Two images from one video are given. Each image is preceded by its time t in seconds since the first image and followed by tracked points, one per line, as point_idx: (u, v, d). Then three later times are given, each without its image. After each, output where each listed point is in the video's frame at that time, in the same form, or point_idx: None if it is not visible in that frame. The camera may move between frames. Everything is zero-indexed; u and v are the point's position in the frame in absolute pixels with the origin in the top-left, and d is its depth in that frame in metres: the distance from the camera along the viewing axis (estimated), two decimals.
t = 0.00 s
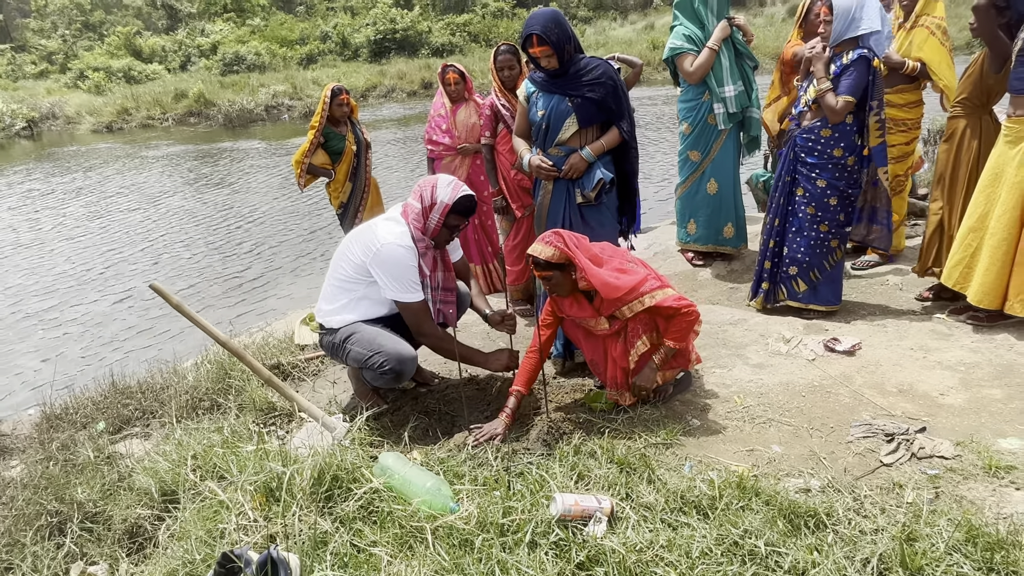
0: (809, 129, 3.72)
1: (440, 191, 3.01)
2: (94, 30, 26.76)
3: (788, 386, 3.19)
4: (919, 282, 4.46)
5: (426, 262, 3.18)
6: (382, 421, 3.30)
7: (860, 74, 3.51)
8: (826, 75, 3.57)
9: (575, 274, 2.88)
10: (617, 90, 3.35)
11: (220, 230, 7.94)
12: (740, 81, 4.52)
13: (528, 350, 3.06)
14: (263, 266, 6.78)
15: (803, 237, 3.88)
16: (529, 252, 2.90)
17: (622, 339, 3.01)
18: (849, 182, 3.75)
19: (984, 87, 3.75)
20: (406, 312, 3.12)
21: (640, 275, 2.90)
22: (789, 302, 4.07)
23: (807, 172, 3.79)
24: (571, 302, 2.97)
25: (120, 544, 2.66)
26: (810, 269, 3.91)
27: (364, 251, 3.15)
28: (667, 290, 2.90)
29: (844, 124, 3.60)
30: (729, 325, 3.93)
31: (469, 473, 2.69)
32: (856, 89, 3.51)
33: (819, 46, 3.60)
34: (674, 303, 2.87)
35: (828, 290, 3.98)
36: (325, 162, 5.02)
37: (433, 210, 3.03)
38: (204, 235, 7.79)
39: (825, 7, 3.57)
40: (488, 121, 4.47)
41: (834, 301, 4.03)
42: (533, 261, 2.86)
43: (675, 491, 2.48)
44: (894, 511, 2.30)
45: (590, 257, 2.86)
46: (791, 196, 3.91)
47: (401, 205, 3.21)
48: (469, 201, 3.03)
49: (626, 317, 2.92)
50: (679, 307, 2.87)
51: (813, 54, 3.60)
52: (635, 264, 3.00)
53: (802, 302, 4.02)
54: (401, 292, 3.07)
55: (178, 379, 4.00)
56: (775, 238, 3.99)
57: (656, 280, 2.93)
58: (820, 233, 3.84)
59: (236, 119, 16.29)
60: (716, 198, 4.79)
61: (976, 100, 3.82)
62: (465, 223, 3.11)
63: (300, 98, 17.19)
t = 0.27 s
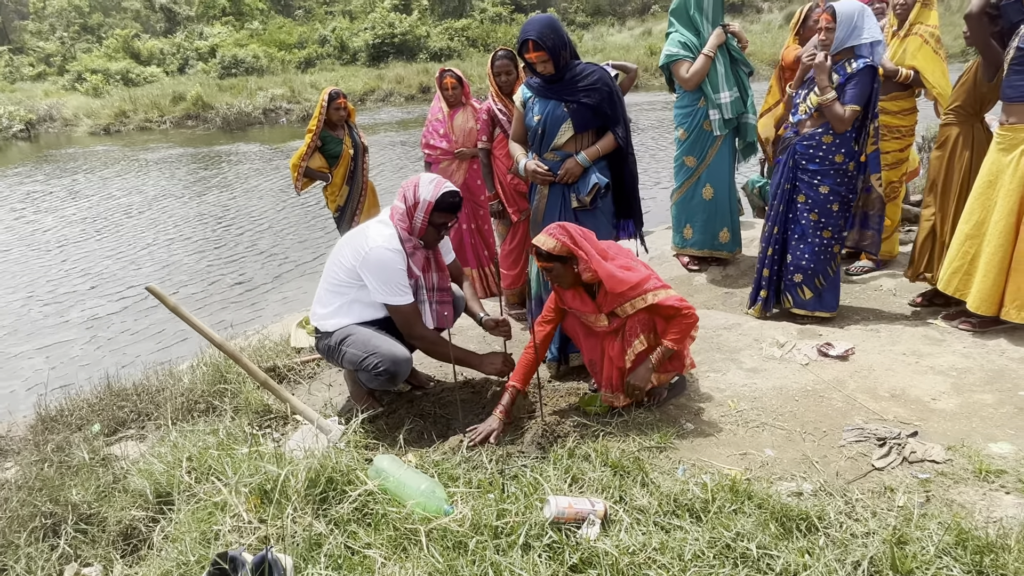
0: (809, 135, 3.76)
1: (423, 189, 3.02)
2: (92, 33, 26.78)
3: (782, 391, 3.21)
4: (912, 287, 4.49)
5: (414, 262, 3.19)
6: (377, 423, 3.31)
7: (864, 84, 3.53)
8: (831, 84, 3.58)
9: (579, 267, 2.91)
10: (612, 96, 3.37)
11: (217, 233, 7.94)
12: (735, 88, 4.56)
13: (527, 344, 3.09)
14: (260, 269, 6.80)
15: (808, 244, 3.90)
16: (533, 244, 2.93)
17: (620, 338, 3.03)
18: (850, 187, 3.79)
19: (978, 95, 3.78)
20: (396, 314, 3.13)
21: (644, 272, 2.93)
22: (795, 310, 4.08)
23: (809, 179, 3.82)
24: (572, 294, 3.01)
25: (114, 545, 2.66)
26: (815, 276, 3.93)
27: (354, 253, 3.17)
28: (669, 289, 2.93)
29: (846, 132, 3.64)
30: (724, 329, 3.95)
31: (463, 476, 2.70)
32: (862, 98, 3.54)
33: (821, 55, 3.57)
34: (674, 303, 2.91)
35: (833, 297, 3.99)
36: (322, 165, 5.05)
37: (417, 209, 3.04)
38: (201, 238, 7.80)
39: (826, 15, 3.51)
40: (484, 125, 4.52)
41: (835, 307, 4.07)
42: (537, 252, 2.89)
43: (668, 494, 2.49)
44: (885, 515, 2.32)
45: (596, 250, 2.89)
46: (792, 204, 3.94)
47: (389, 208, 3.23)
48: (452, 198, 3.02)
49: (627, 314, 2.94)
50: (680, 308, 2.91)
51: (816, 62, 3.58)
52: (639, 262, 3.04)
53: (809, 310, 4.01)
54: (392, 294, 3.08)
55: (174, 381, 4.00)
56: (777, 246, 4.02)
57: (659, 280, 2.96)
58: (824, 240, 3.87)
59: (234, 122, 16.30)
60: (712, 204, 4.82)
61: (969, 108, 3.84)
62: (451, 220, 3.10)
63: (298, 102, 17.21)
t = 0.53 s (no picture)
0: (814, 141, 3.78)
1: (419, 197, 3.08)
2: (92, 34, 26.81)
3: (777, 395, 3.22)
4: (908, 292, 4.51)
5: (408, 268, 3.19)
6: (374, 425, 3.31)
7: (871, 91, 3.56)
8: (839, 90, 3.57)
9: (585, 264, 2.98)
10: (610, 101, 3.40)
11: (215, 235, 7.95)
12: (732, 93, 4.58)
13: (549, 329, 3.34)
14: (257, 271, 6.80)
15: (815, 249, 3.92)
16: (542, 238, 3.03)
17: (619, 337, 3.08)
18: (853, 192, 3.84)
19: (971, 102, 3.80)
20: (388, 320, 3.13)
21: (650, 275, 2.97)
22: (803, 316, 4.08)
23: (815, 184, 3.82)
24: (577, 288, 3.09)
25: (110, 546, 2.67)
26: (824, 281, 3.95)
27: (350, 258, 3.19)
28: (673, 294, 2.95)
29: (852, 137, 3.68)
30: (720, 333, 3.97)
31: (459, 478, 2.71)
32: (870, 104, 3.58)
33: (828, 63, 3.55)
34: (676, 308, 2.91)
35: (840, 301, 4.01)
36: (320, 168, 5.07)
37: (413, 215, 3.09)
38: (199, 240, 7.81)
39: (831, 22, 3.54)
40: (482, 129, 4.53)
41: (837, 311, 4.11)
42: (544, 246, 2.97)
43: (663, 497, 2.50)
44: (879, 518, 2.33)
45: (602, 247, 2.96)
46: (799, 210, 3.93)
47: (385, 215, 3.26)
48: (447, 206, 3.08)
49: (629, 313, 2.98)
50: (681, 313, 2.92)
51: (824, 70, 3.54)
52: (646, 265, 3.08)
53: (817, 315, 4.03)
54: (386, 299, 3.09)
55: (171, 383, 4.00)
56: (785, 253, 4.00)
57: (664, 284, 2.99)
58: (831, 245, 3.90)
59: (233, 124, 16.32)
60: (711, 208, 4.84)
61: (962, 114, 3.87)
62: (446, 228, 3.15)
63: (297, 105, 17.23)
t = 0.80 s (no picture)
0: (820, 147, 3.77)
1: (423, 204, 3.04)
2: (94, 35, 26.86)
3: (777, 399, 3.22)
4: (908, 297, 4.51)
5: (413, 275, 3.18)
6: (373, 428, 3.31)
7: (877, 96, 3.58)
8: (846, 95, 3.57)
9: (595, 261, 3.01)
10: (612, 105, 3.40)
11: (215, 236, 7.95)
12: (733, 98, 4.59)
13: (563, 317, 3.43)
14: (258, 273, 6.80)
15: (820, 254, 3.91)
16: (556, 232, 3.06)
17: (619, 337, 3.11)
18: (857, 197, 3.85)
19: (970, 108, 3.81)
20: (397, 326, 3.11)
21: (657, 278, 2.99)
22: (807, 322, 4.08)
23: (821, 190, 3.82)
24: (585, 286, 3.10)
25: (108, 547, 2.66)
26: (828, 286, 3.95)
27: (356, 262, 3.20)
28: (677, 301, 2.97)
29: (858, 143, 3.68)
30: (720, 337, 3.97)
31: (459, 481, 2.71)
32: (876, 109, 3.60)
33: (835, 67, 3.55)
34: (677, 315, 2.95)
35: (843, 306, 4.02)
36: (321, 170, 5.07)
37: (416, 222, 3.05)
38: (199, 241, 7.81)
39: (837, 28, 3.56)
40: (482, 132, 4.55)
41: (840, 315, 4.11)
42: (558, 240, 3.00)
43: (662, 501, 2.50)
44: (879, 524, 2.33)
45: (613, 247, 2.99)
46: (805, 216, 3.93)
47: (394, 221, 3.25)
48: (451, 213, 3.03)
49: (632, 313, 3.00)
50: (682, 320, 2.95)
51: (831, 75, 3.54)
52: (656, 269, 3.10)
53: (821, 320, 4.03)
54: (391, 304, 3.08)
55: (170, 384, 3.99)
56: (791, 258, 3.99)
57: (671, 289, 3.01)
58: (835, 250, 3.90)
59: (234, 126, 16.33)
60: (713, 211, 4.84)
61: (962, 121, 3.87)
62: (451, 236, 3.09)
63: (298, 107, 17.25)
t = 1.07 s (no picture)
0: (824, 151, 3.76)
1: (441, 214, 3.02)
2: (97, 36, 26.91)
3: (778, 404, 3.20)
4: (910, 302, 4.50)
5: (425, 282, 3.16)
6: (373, 430, 3.30)
7: (882, 102, 3.57)
8: (851, 100, 3.56)
9: (604, 259, 3.01)
10: (614, 107, 3.40)
11: (216, 236, 7.95)
12: (737, 101, 4.59)
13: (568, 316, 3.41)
14: (258, 274, 6.79)
15: (823, 259, 3.89)
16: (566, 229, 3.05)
17: (622, 336, 3.11)
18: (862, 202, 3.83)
19: (972, 114, 3.80)
20: (402, 331, 3.10)
21: (663, 280, 2.99)
22: (811, 327, 4.05)
23: (824, 195, 3.81)
24: (590, 284, 3.09)
25: (105, 548, 2.65)
26: (831, 291, 3.92)
27: (367, 263, 3.18)
28: (680, 303, 2.97)
29: (863, 148, 3.67)
30: (721, 341, 3.96)
31: (458, 483, 2.69)
32: (882, 115, 3.58)
33: (840, 72, 3.54)
34: (679, 318, 2.95)
35: (846, 311, 3.98)
36: (323, 171, 5.06)
37: (433, 231, 3.03)
38: (199, 241, 7.80)
39: (841, 32, 3.55)
40: (484, 134, 4.52)
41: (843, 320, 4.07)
42: (567, 238, 3.00)
43: (663, 505, 2.48)
44: (880, 529, 2.31)
45: (622, 246, 2.99)
46: (808, 221, 3.92)
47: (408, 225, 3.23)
48: (469, 225, 3.01)
49: (636, 313, 3.01)
50: (685, 323, 2.95)
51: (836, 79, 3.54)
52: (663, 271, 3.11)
53: (824, 325, 3.99)
54: (399, 311, 3.05)
55: (169, 385, 3.98)
56: (794, 263, 3.97)
57: (676, 291, 3.01)
58: (839, 255, 3.87)
59: (236, 127, 16.35)
60: (716, 214, 4.84)
61: (967, 127, 3.86)
62: (466, 247, 3.08)
63: (300, 108, 17.27)
